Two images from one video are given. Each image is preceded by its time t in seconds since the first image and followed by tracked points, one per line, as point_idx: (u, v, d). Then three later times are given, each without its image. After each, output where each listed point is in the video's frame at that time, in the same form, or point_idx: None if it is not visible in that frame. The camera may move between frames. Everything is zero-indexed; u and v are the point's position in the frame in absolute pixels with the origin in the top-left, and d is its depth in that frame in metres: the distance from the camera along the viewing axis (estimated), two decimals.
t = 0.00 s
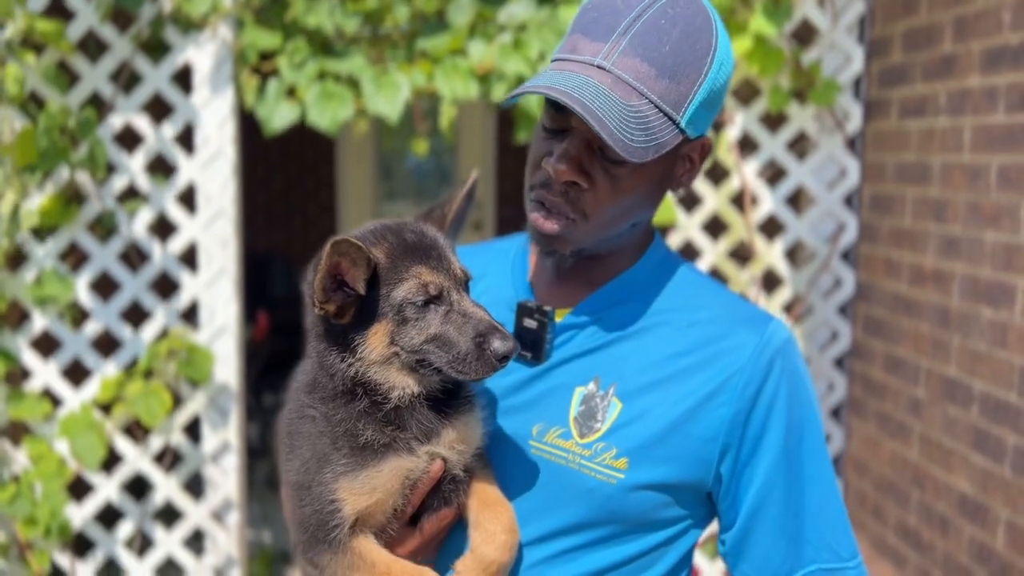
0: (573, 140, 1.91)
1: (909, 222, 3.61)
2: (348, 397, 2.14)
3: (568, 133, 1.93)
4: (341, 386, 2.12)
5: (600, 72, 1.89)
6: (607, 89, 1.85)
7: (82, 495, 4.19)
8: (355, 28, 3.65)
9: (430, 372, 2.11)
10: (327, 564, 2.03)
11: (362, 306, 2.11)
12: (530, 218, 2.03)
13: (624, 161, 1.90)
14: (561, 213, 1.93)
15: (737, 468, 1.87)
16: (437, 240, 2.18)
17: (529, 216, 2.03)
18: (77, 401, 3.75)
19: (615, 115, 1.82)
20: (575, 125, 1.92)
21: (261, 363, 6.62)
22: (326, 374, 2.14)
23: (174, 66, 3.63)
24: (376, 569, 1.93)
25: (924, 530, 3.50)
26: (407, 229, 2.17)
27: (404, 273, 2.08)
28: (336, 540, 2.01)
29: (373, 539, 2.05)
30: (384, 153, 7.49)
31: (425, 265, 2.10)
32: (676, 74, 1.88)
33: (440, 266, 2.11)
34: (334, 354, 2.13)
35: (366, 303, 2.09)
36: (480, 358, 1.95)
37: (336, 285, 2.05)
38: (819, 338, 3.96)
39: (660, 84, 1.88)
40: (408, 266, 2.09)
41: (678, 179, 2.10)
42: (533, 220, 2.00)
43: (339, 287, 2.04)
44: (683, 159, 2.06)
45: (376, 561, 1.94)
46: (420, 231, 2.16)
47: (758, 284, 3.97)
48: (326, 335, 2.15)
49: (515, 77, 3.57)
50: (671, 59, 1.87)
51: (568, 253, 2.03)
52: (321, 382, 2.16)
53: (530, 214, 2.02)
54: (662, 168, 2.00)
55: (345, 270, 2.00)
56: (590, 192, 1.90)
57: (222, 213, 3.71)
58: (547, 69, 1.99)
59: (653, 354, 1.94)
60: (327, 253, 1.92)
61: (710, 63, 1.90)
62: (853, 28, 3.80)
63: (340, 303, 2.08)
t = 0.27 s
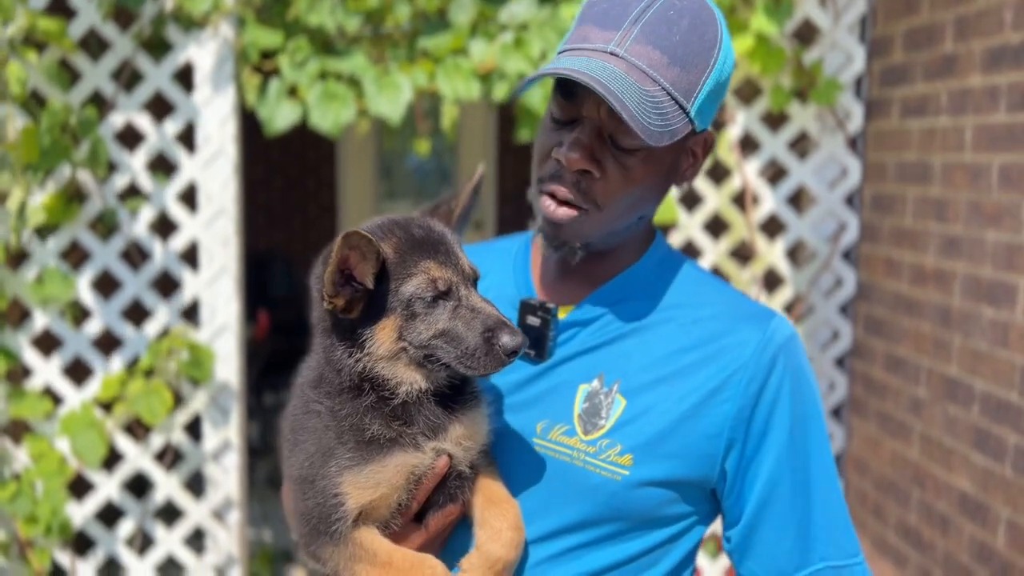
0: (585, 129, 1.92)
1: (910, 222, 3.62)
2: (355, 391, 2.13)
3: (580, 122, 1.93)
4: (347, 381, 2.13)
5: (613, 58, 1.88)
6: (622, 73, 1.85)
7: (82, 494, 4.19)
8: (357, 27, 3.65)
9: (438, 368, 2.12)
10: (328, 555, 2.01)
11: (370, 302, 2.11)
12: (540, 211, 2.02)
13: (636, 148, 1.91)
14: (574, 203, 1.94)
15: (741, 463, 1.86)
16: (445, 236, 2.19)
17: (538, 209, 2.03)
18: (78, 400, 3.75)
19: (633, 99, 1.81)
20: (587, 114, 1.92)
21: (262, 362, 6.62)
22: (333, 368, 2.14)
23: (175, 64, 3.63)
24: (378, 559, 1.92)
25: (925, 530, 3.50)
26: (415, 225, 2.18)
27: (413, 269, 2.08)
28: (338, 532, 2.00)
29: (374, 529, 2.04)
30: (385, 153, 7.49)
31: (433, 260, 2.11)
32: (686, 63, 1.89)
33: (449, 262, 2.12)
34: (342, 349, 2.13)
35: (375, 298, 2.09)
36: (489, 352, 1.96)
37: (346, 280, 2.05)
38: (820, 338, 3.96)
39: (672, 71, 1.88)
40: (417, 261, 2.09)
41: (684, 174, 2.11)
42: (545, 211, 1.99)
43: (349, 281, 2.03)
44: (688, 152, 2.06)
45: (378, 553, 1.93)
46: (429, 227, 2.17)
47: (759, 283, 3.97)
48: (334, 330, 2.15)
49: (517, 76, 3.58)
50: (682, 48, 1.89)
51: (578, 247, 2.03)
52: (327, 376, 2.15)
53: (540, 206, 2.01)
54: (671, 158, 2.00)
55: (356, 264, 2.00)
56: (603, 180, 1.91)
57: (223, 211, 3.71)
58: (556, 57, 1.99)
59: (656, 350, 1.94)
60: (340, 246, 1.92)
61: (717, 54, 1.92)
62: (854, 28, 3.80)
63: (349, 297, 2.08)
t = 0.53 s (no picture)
0: (589, 118, 1.93)
1: (909, 224, 3.62)
2: (354, 398, 2.13)
3: (581, 112, 1.96)
4: (346, 388, 2.13)
5: (613, 43, 1.90)
6: (625, 56, 1.87)
7: (81, 495, 4.19)
8: (357, 29, 3.66)
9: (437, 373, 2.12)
10: (323, 559, 2.03)
11: (370, 308, 2.10)
12: (547, 207, 2.01)
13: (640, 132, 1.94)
14: (585, 192, 1.94)
15: (740, 462, 1.87)
16: (443, 241, 2.18)
17: (545, 205, 2.02)
18: (77, 401, 3.75)
19: (641, 78, 1.84)
20: (589, 103, 1.94)
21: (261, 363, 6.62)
22: (332, 374, 2.14)
23: (175, 65, 3.63)
24: (372, 564, 1.94)
25: (923, 532, 3.51)
26: (413, 230, 2.17)
27: (413, 274, 2.08)
28: (334, 536, 2.02)
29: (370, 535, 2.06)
30: (385, 154, 7.50)
31: (432, 266, 2.11)
32: (678, 48, 1.94)
33: (447, 267, 2.12)
34: (340, 355, 2.13)
35: (375, 304, 2.09)
36: (489, 357, 1.97)
37: (345, 287, 2.04)
38: (818, 339, 3.96)
39: (667, 55, 1.92)
40: (417, 267, 2.09)
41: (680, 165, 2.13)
42: (555, 207, 1.97)
43: (349, 288, 2.03)
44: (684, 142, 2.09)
45: (373, 558, 1.95)
46: (427, 232, 2.16)
47: (758, 285, 3.98)
48: (333, 336, 2.14)
49: (516, 78, 3.58)
50: (672, 34, 1.95)
51: (590, 243, 2.01)
52: (325, 382, 2.15)
53: (548, 202, 2.00)
54: (671, 148, 2.03)
55: (356, 271, 1.99)
56: (611, 167, 1.93)
57: (223, 212, 3.71)
58: (548, 52, 1.99)
59: (654, 351, 1.94)
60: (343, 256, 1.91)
61: (702, 41, 1.99)
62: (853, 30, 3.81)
63: (349, 304, 2.07)
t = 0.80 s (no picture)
0: (574, 122, 1.95)
1: (906, 228, 3.63)
2: (353, 403, 2.13)
3: (566, 116, 1.97)
4: (345, 394, 2.13)
5: (593, 47, 1.91)
6: (606, 58, 1.88)
7: (80, 498, 4.19)
8: (355, 32, 3.68)
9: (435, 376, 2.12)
10: (333, 566, 2.00)
11: (365, 314, 2.11)
12: (537, 212, 2.02)
13: (625, 134, 1.95)
14: (573, 194, 1.94)
15: (736, 458, 1.88)
16: (434, 246, 2.19)
17: (534, 210, 2.03)
18: (75, 404, 3.75)
19: (623, 79, 1.85)
20: (572, 107, 1.96)
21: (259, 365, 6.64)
22: (331, 382, 2.14)
23: (174, 69, 3.64)
24: (384, 563, 1.93)
25: (921, 535, 3.52)
26: (404, 237, 2.18)
27: (406, 279, 2.09)
28: (342, 542, 2.00)
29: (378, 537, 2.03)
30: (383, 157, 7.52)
31: (425, 270, 2.12)
32: (659, 49, 1.95)
33: (440, 271, 2.13)
34: (338, 362, 2.13)
35: (370, 310, 2.09)
36: (485, 358, 1.97)
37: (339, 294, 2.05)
38: (815, 343, 3.98)
39: (648, 56, 1.93)
40: (410, 272, 2.10)
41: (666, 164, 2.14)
42: (545, 211, 1.98)
43: (343, 296, 2.03)
44: (668, 142, 2.10)
45: (384, 557, 1.94)
46: (418, 239, 2.18)
47: (756, 288, 3.98)
48: (330, 344, 2.14)
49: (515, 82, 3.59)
50: (652, 36, 1.96)
51: (581, 245, 2.02)
52: (324, 390, 2.15)
53: (537, 207, 2.01)
54: (657, 148, 2.03)
55: (350, 278, 2.00)
56: (597, 169, 1.94)
57: (222, 216, 3.72)
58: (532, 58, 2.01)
59: (648, 351, 1.95)
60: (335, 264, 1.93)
61: (681, 43, 2.00)
62: (850, 35, 3.83)
63: (344, 311, 2.08)
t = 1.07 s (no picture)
0: (560, 132, 1.96)
1: (902, 231, 3.64)
2: (357, 401, 2.13)
3: (553, 126, 1.98)
4: (349, 392, 2.12)
5: (574, 57, 1.92)
6: (586, 68, 1.89)
7: (75, 501, 4.19)
8: (353, 35, 3.70)
9: (439, 373, 2.13)
10: (339, 567, 2.00)
11: (370, 312, 2.11)
12: (529, 222, 2.03)
13: (610, 141, 1.95)
14: (564, 204, 1.96)
15: (732, 457, 1.89)
16: (435, 246, 2.21)
17: (527, 220, 2.04)
18: (71, 407, 3.75)
19: (604, 88, 1.85)
20: (558, 117, 1.97)
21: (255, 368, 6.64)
22: (335, 380, 2.13)
23: (171, 71, 3.63)
24: (392, 561, 1.93)
25: (916, 537, 3.52)
26: (405, 237, 2.19)
27: (410, 277, 2.10)
28: (348, 542, 2.00)
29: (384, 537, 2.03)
30: (379, 160, 7.46)
31: (428, 268, 2.13)
32: (639, 55, 1.95)
33: (442, 269, 2.14)
34: (342, 360, 2.12)
35: (374, 308, 2.09)
36: (489, 352, 1.98)
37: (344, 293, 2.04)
38: (811, 345, 4.00)
39: (629, 63, 1.94)
40: (413, 270, 2.10)
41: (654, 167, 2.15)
42: (536, 221, 2.00)
43: (348, 295, 2.03)
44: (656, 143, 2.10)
45: (392, 556, 1.94)
46: (420, 238, 2.19)
47: (752, 291, 3.99)
48: (334, 343, 2.13)
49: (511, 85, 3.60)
50: (632, 43, 1.96)
51: (574, 252, 2.03)
52: (328, 389, 2.14)
53: (529, 217, 2.03)
54: (645, 150, 2.03)
55: (356, 277, 1.99)
56: (585, 177, 1.94)
57: (219, 218, 3.71)
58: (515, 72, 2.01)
59: (646, 351, 1.95)
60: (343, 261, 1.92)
61: (661, 47, 2.00)
62: (846, 39, 3.85)
63: (349, 310, 2.07)
